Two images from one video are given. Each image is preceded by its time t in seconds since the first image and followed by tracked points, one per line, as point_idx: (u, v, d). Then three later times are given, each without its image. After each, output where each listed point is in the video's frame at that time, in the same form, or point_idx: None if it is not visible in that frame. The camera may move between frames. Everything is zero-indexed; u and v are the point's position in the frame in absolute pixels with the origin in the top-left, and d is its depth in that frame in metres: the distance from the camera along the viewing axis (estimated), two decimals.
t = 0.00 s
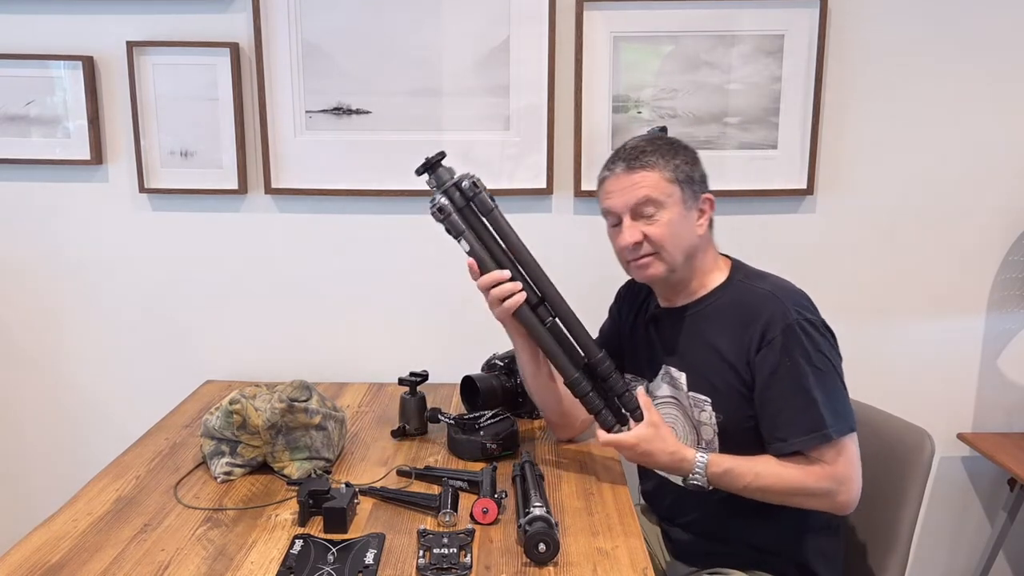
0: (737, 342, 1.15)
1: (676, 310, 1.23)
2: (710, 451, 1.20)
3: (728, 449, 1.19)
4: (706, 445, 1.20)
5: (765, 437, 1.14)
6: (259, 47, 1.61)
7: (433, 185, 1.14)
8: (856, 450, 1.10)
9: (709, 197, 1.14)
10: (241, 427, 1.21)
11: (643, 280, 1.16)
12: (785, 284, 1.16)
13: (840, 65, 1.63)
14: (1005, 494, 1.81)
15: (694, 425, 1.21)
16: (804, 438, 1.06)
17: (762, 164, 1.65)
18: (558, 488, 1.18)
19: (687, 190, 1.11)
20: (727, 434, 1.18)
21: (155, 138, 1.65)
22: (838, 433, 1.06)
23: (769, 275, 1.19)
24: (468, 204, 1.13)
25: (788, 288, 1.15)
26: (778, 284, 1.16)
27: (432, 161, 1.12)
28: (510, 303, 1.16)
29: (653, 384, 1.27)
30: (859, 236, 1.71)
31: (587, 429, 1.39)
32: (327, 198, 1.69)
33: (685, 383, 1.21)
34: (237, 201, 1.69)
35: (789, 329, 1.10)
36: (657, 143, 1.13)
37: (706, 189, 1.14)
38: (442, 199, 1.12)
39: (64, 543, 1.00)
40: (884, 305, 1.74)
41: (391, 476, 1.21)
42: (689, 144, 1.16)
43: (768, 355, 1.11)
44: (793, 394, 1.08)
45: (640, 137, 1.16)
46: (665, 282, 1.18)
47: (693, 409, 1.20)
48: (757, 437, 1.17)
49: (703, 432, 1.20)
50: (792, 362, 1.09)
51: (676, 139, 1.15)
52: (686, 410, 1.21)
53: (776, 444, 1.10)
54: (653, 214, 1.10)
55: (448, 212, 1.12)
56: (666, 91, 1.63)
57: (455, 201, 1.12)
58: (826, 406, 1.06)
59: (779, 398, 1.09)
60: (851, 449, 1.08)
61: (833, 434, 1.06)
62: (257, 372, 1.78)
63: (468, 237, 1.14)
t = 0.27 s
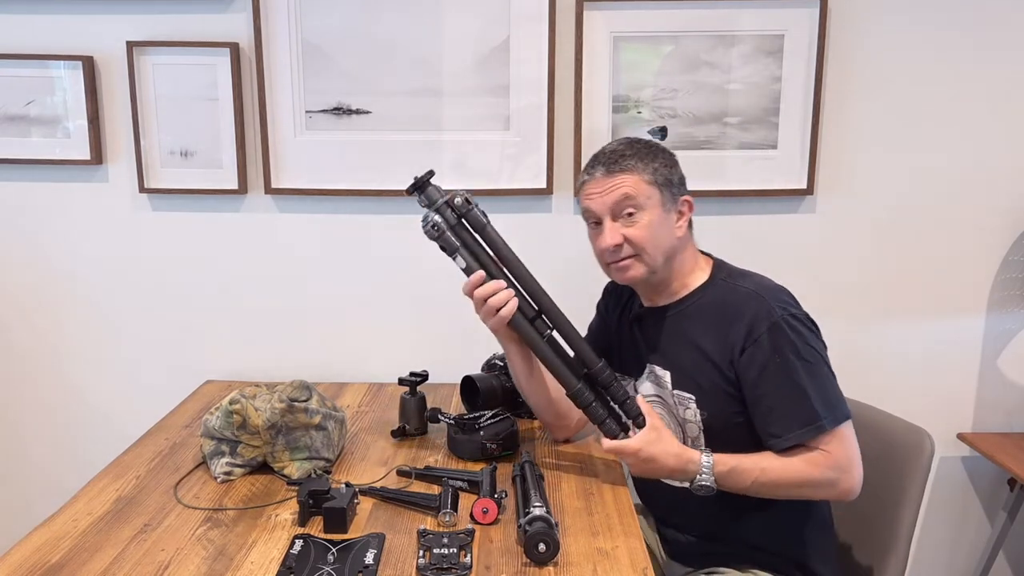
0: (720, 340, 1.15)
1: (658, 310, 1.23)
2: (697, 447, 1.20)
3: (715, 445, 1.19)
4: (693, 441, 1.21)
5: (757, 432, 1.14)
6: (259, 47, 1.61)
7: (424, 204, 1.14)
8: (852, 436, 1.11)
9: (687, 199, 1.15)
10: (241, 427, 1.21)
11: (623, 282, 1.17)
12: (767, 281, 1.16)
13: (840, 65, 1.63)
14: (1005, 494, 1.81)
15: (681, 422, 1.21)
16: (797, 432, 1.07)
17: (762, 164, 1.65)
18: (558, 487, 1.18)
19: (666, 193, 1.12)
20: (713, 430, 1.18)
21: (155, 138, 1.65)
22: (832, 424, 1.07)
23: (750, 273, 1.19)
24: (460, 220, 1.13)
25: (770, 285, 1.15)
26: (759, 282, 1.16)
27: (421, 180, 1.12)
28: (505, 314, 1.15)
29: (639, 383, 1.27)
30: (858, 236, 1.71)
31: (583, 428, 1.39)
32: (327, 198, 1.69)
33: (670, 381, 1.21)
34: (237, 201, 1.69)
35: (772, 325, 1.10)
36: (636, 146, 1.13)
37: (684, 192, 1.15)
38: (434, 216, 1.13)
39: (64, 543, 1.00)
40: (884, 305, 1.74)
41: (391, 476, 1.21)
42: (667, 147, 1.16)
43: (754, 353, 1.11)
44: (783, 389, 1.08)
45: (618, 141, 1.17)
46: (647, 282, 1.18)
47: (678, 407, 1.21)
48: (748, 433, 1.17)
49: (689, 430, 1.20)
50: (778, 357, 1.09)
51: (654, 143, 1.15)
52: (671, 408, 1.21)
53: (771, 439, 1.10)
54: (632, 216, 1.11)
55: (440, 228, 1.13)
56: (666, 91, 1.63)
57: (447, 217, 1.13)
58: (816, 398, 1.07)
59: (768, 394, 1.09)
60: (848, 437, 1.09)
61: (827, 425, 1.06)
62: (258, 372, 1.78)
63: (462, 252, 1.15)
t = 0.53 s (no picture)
0: (713, 338, 1.15)
1: (651, 310, 1.23)
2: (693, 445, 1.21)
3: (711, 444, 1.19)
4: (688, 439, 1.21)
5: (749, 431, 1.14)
6: (259, 47, 1.61)
7: (431, 205, 1.12)
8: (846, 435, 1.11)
9: (679, 202, 1.15)
10: (241, 427, 1.21)
11: (613, 283, 1.17)
12: (759, 280, 1.16)
13: (840, 65, 1.63)
14: (1005, 494, 1.81)
15: (676, 421, 1.21)
16: (787, 430, 1.07)
17: (762, 164, 1.65)
18: (558, 487, 1.18)
19: (657, 196, 1.11)
20: (708, 430, 1.18)
21: (155, 138, 1.65)
22: (822, 424, 1.07)
23: (744, 272, 1.19)
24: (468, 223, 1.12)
25: (763, 284, 1.15)
26: (752, 281, 1.16)
27: (430, 182, 1.10)
28: (508, 313, 1.15)
29: (635, 382, 1.27)
30: (858, 236, 1.71)
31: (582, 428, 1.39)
32: (327, 198, 1.69)
33: (665, 381, 1.20)
34: (237, 201, 1.69)
35: (764, 324, 1.10)
36: (627, 150, 1.13)
37: (677, 194, 1.15)
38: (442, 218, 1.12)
39: (64, 543, 1.00)
40: (884, 305, 1.74)
41: (391, 476, 1.21)
42: (659, 150, 1.16)
43: (745, 352, 1.11)
44: (772, 388, 1.08)
45: (612, 143, 1.17)
46: (638, 284, 1.18)
47: (673, 405, 1.20)
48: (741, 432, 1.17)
49: (685, 428, 1.20)
50: (769, 356, 1.09)
51: (648, 145, 1.15)
52: (667, 407, 1.21)
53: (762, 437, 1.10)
54: (621, 219, 1.11)
55: (449, 231, 1.11)
56: (667, 91, 1.63)
57: (455, 221, 1.12)
58: (806, 398, 1.07)
59: (760, 392, 1.10)
60: (841, 435, 1.09)
61: (816, 425, 1.07)
62: (258, 372, 1.78)
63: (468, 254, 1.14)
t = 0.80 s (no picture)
0: (716, 337, 1.15)
1: (654, 310, 1.23)
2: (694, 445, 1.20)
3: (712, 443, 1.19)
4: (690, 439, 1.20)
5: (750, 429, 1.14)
6: (259, 47, 1.61)
7: (424, 210, 1.11)
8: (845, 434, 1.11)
9: (678, 204, 1.14)
10: (241, 427, 1.21)
11: (612, 284, 1.18)
12: (762, 278, 1.16)
13: (840, 65, 1.63)
14: (1005, 494, 1.81)
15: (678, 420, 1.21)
16: (787, 428, 1.08)
17: (762, 163, 1.65)
18: (558, 487, 1.18)
19: (655, 199, 1.11)
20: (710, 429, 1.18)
21: (155, 138, 1.65)
22: (821, 422, 1.07)
23: (746, 270, 1.19)
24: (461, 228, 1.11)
25: (765, 283, 1.15)
26: (755, 280, 1.16)
27: (422, 187, 1.09)
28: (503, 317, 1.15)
29: (637, 381, 1.27)
30: (858, 236, 1.71)
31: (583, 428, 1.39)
32: (327, 198, 1.69)
33: (667, 381, 1.20)
34: (237, 201, 1.69)
35: (768, 322, 1.10)
36: (627, 151, 1.13)
37: (676, 196, 1.14)
38: (435, 225, 1.10)
39: (64, 543, 1.00)
40: (884, 305, 1.74)
41: (391, 476, 1.21)
42: (662, 151, 1.16)
43: (747, 350, 1.11)
44: (773, 386, 1.09)
45: (612, 145, 1.17)
46: (637, 285, 1.18)
47: (675, 404, 1.20)
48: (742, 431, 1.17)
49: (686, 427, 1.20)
50: (772, 354, 1.09)
51: (648, 147, 1.15)
52: (669, 406, 1.21)
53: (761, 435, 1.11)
54: (618, 220, 1.11)
55: (442, 237, 1.11)
56: (667, 91, 1.63)
57: (449, 226, 1.11)
58: (807, 396, 1.07)
59: (762, 390, 1.10)
60: (840, 434, 1.09)
61: (816, 423, 1.07)
62: (258, 372, 1.78)
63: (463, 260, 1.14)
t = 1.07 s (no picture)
0: (718, 338, 1.15)
1: (656, 311, 1.23)
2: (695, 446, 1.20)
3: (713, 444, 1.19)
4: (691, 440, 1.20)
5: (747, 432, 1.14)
6: (259, 47, 1.61)
7: (422, 212, 1.11)
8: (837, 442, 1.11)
9: (681, 206, 1.14)
10: (241, 427, 1.21)
11: (614, 285, 1.18)
12: (766, 280, 1.16)
13: (840, 65, 1.63)
14: (1005, 494, 1.81)
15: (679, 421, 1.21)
16: (782, 431, 1.07)
17: (762, 163, 1.65)
18: (558, 487, 1.18)
19: (656, 202, 1.11)
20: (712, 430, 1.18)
21: (155, 138, 1.65)
22: (814, 428, 1.07)
23: (749, 272, 1.19)
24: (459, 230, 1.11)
25: (769, 284, 1.15)
26: (758, 281, 1.16)
27: (419, 190, 1.09)
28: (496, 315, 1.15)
29: (639, 381, 1.27)
30: (858, 236, 1.71)
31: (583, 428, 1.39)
32: (327, 198, 1.69)
33: (669, 381, 1.20)
34: (237, 201, 1.69)
35: (768, 324, 1.10)
36: (628, 153, 1.13)
37: (678, 198, 1.14)
38: (433, 226, 1.11)
39: (64, 543, 1.00)
40: (884, 305, 1.74)
41: (391, 476, 1.21)
42: (664, 152, 1.16)
43: (749, 350, 1.11)
44: (771, 389, 1.08)
45: (613, 145, 1.16)
46: (638, 286, 1.19)
47: (676, 405, 1.20)
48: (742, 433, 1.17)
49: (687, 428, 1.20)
50: (771, 356, 1.09)
51: (649, 148, 1.15)
52: (670, 407, 1.21)
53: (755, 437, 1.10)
54: (618, 223, 1.11)
55: (439, 239, 1.11)
56: (667, 91, 1.63)
57: (446, 227, 1.11)
58: (803, 400, 1.07)
59: (761, 392, 1.10)
60: (832, 441, 1.08)
61: (808, 428, 1.06)
62: (258, 372, 1.78)
63: (461, 261, 1.14)
